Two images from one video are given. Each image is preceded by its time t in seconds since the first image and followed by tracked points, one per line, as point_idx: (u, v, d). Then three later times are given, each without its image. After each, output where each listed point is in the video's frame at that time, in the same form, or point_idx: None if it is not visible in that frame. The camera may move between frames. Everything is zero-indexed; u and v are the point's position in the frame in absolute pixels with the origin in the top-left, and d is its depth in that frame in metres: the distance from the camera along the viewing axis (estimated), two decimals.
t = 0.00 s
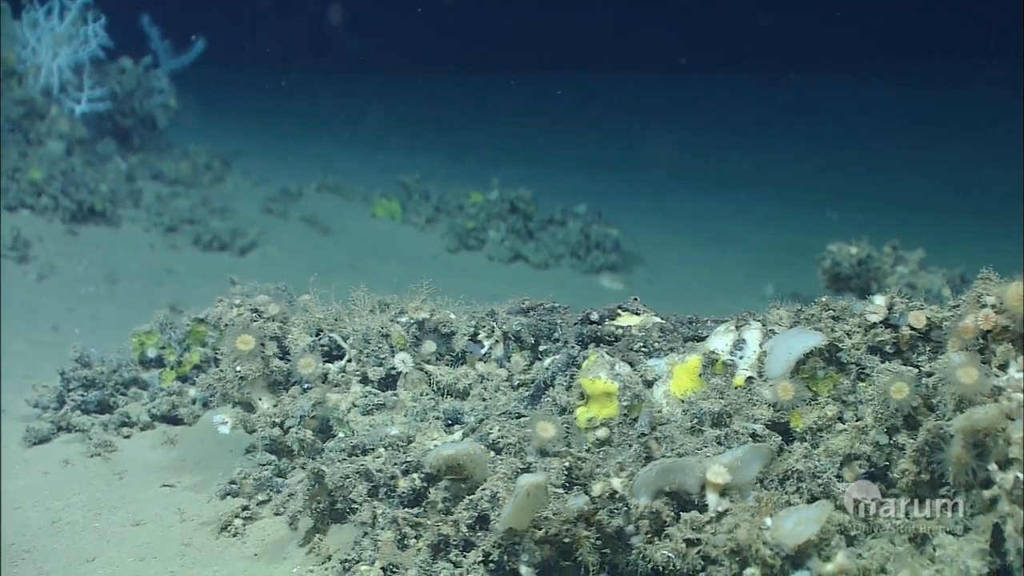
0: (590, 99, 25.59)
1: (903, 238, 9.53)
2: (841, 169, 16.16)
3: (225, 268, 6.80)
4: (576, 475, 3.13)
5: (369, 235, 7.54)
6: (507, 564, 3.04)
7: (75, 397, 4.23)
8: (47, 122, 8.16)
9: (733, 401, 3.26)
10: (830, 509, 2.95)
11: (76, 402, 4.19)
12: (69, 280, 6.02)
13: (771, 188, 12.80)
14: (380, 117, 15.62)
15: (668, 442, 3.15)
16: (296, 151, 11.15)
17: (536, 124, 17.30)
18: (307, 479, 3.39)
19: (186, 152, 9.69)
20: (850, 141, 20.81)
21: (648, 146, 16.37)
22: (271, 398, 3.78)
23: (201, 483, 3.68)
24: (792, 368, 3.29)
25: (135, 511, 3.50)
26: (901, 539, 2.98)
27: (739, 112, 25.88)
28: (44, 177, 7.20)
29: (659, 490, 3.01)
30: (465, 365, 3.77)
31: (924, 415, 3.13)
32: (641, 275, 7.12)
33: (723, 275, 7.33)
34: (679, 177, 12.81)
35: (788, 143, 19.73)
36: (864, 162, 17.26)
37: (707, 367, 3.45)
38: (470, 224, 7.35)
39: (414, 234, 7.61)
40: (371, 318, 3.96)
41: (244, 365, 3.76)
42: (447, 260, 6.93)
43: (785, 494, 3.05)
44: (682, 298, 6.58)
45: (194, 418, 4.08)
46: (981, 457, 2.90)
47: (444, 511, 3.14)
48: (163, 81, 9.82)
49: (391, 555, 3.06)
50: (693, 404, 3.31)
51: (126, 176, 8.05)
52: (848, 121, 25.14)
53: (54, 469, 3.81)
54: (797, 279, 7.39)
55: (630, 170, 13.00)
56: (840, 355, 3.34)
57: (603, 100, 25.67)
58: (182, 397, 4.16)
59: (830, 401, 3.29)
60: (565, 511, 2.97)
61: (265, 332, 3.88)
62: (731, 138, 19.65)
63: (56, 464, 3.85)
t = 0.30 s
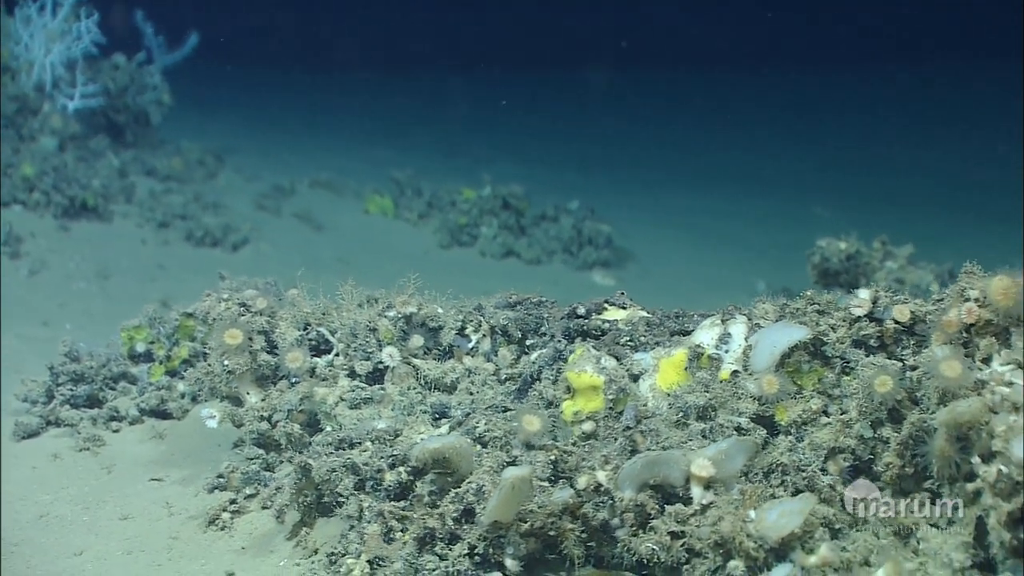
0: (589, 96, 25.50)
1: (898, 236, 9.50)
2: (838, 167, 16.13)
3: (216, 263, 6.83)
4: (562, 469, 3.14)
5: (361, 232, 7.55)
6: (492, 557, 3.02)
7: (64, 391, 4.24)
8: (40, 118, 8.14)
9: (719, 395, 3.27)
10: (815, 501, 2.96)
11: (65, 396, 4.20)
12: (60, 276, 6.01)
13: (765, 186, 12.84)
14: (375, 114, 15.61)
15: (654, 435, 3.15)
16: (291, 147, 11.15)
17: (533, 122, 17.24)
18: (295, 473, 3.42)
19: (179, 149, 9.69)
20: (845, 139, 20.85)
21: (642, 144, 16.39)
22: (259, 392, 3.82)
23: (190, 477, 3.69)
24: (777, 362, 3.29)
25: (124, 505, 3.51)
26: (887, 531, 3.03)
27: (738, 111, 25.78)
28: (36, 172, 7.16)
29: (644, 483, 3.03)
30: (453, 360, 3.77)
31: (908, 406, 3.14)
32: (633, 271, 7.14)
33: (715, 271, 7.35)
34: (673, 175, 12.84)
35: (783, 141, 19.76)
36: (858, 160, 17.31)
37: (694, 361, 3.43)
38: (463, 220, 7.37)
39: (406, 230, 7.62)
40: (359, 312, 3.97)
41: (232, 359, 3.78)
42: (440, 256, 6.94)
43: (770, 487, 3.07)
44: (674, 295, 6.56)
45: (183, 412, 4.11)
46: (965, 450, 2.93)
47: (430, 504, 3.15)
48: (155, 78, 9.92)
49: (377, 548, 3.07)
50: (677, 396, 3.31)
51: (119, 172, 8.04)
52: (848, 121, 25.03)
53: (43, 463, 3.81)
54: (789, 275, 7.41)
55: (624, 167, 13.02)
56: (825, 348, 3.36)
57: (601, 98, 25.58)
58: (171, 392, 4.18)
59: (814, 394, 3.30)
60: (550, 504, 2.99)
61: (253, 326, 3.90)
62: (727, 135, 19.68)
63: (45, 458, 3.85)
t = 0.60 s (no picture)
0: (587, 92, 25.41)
1: (892, 232, 9.52)
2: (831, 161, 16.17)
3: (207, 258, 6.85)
4: (546, 462, 3.15)
5: (352, 227, 7.56)
6: (476, 550, 3.03)
7: (51, 384, 4.24)
8: (32, 114, 8.16)
9: (702, 388, 3.29)
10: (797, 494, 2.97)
11: (53, 390, 4.20)
12: (49, 271, 6.00)
13: (758, 181, 12.87)
14: (369, 110, 15.60)
15: (637, 429, 3.17)
16: (284, 144, 11.14)
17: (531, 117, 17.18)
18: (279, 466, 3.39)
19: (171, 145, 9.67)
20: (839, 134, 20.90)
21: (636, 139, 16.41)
22: (244, 386, 3.80)
23: (178, 471, 3.70)
24: (760, 355, 3.30)
25: (110, 499, 3.51)
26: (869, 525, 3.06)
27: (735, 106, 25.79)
28: (27, 168, 7.14)
29: (628, 476, 3.05)
30: (438, 353, 3.80)
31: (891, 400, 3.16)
32: (624, 267, 7.16)
33: (706, 266, 7.37)
34: (666, 171, 12.86)
35: (777, 137, 19.80)
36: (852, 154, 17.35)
37: (678, 355, 3.46)
38: (454, 216, 7.39)
39: (398, 225, 7.63)
40: (346, 306, 4.02)
41: (217, 353, 3.77)
42: (432, 252, 6.93)
43: (753, 481, 3.09)
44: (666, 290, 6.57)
45: (171, 406, 4.11)
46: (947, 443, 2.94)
47: (415, 497, 3.15)
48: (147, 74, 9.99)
49: (361, 541, 3.06)
50: (661, 389, 3.32)
51: (109, 168, 8.02)
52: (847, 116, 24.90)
53: (30, 457, 3.80)
54: (780, 270, 7.44)
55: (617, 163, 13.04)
56: (808, 342, 3.39)
57: (600, 94, 25.52)
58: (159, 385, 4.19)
59: (797, 388, 3.32)
60: (533, 497, 3.01)
61: (238, 320, 3.89)
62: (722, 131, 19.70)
63: (32, 452, 3.85)
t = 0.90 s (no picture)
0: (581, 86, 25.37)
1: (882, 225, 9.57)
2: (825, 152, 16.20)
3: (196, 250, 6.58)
4: (530, 453, 3.14)
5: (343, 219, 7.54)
6: (461, 540, 3.04)
7: (38, 377, 4.19)
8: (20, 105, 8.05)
9: (686, 379, 3.36)
10: (781, 484, 2.98)
11: (40, 382, 4.15)
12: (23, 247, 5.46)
13: (751, 173, 12.89)
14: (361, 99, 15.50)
15: (620, 420, 3.24)
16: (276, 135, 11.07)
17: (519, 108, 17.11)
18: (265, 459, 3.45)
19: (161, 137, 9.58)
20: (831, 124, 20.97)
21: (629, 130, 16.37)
22: (231, 377, 4.00)
23: (165, 464, 3.69)
24: (744, 346, 3.42)
25: (96, 491, 3.47)
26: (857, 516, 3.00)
27: (728, 96, 25.77)
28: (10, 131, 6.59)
29: (611, 467, 3.08)
30: (425, 345, 3.79)
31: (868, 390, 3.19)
32: (615, 261, 7.18)
33: (697, 260, 7.39)
34: (658, 164, 12.87)
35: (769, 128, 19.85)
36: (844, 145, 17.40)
37: (662, 346, 3.57)
38: (445, 211, 7.38)
39: (389, 218, 7.63)
40: (332, 298, 4.05)
41: (204, 345, 4.00)
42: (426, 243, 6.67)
43: (735, 471, 3.09)
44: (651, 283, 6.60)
45: (158, 399, 4.15)
46: (927, 432, 2.96)
47: (399, 488, 3.14)
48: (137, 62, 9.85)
49: (346, 533, 3.04)
50: (645, 380, 3.40)
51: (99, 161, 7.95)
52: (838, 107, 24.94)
53: (16, 450, 3.69)
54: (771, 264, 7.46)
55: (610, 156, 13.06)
56: (792, 333, 3.49)
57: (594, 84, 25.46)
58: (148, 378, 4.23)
59: (780, 378, 3.38)
60: (516, 488, 3.01)
61: (224, 313, 4.14)
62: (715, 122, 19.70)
63: (20, 444, 3.76)
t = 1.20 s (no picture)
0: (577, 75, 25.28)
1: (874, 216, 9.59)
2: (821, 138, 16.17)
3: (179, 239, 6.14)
4: (517, 445, 3.12)
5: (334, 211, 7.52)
6: (445, 530, 3.07)
7: (24, 368, 4.07)
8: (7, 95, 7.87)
9: (671, 369, 3.66)
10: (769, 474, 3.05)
11: (27, 374, 4.07)
12: None
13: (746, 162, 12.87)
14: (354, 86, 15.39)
15: (606, 409, 3.41)
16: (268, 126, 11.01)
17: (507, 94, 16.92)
18: (251, 450, 3.46)
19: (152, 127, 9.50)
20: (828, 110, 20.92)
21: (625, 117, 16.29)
22: (220, 367, 4.22)
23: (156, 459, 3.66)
24: (727, 336, 3.79)
25: (81, 482, 3.49)
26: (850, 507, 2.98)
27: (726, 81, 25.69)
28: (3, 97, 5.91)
29: (596, 456, 3.17)
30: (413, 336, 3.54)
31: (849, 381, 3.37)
32: (608, 255, 7.19)
33: (689, 251, 7.38)
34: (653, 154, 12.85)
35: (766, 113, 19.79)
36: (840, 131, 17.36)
37: (648, 337, 3.89)
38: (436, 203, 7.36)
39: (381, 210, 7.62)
40: (318, 286, 3.76)
41: (193, 337, 4.26)
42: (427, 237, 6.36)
43: (720, 461, 3.13)
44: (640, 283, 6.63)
45: (145, 391, 4.25)
46: (907, 422, 3.07)
47: (385, 478, 3.21)
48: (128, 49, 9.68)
49: (332, 523, 3.05)
50: (632, 371, 3.67)
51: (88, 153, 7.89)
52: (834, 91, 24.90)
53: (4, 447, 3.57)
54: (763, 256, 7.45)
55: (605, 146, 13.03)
56: (775, 325, 3.88)
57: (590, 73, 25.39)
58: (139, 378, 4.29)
59: (763, 369, 3.63)
60: (499, 478, 3.03)
61: (211, 305, 4.41)
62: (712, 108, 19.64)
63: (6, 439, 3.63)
